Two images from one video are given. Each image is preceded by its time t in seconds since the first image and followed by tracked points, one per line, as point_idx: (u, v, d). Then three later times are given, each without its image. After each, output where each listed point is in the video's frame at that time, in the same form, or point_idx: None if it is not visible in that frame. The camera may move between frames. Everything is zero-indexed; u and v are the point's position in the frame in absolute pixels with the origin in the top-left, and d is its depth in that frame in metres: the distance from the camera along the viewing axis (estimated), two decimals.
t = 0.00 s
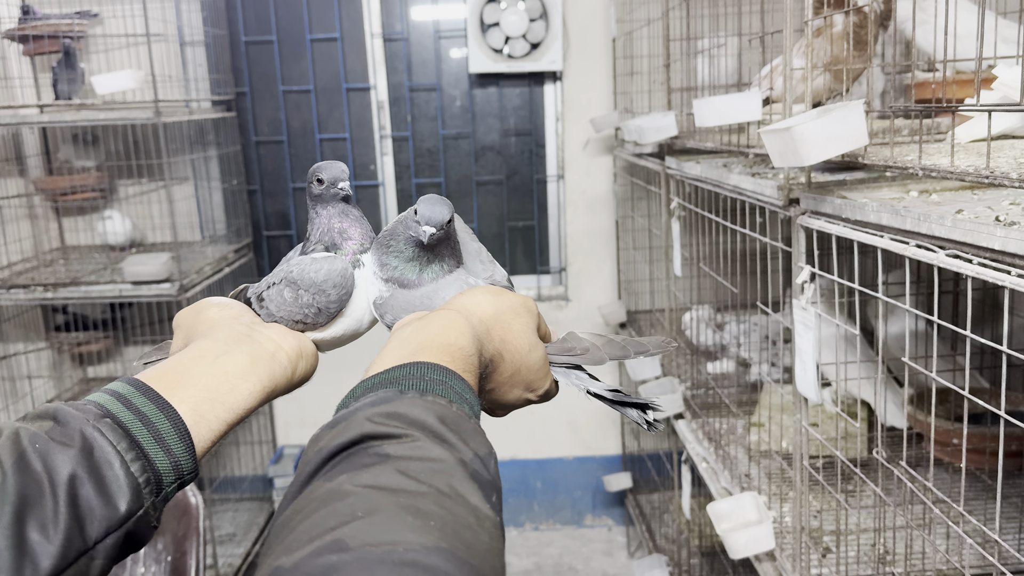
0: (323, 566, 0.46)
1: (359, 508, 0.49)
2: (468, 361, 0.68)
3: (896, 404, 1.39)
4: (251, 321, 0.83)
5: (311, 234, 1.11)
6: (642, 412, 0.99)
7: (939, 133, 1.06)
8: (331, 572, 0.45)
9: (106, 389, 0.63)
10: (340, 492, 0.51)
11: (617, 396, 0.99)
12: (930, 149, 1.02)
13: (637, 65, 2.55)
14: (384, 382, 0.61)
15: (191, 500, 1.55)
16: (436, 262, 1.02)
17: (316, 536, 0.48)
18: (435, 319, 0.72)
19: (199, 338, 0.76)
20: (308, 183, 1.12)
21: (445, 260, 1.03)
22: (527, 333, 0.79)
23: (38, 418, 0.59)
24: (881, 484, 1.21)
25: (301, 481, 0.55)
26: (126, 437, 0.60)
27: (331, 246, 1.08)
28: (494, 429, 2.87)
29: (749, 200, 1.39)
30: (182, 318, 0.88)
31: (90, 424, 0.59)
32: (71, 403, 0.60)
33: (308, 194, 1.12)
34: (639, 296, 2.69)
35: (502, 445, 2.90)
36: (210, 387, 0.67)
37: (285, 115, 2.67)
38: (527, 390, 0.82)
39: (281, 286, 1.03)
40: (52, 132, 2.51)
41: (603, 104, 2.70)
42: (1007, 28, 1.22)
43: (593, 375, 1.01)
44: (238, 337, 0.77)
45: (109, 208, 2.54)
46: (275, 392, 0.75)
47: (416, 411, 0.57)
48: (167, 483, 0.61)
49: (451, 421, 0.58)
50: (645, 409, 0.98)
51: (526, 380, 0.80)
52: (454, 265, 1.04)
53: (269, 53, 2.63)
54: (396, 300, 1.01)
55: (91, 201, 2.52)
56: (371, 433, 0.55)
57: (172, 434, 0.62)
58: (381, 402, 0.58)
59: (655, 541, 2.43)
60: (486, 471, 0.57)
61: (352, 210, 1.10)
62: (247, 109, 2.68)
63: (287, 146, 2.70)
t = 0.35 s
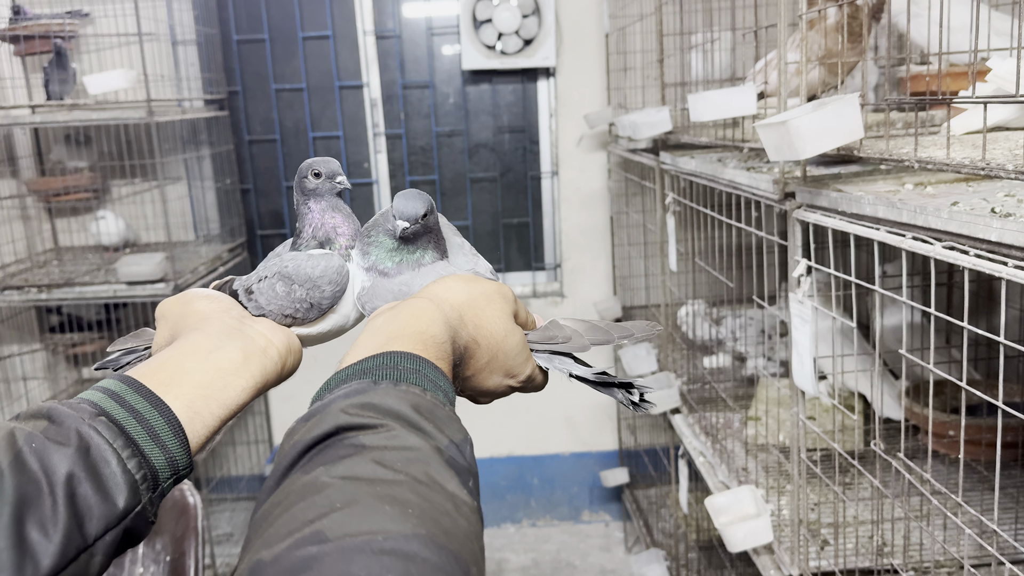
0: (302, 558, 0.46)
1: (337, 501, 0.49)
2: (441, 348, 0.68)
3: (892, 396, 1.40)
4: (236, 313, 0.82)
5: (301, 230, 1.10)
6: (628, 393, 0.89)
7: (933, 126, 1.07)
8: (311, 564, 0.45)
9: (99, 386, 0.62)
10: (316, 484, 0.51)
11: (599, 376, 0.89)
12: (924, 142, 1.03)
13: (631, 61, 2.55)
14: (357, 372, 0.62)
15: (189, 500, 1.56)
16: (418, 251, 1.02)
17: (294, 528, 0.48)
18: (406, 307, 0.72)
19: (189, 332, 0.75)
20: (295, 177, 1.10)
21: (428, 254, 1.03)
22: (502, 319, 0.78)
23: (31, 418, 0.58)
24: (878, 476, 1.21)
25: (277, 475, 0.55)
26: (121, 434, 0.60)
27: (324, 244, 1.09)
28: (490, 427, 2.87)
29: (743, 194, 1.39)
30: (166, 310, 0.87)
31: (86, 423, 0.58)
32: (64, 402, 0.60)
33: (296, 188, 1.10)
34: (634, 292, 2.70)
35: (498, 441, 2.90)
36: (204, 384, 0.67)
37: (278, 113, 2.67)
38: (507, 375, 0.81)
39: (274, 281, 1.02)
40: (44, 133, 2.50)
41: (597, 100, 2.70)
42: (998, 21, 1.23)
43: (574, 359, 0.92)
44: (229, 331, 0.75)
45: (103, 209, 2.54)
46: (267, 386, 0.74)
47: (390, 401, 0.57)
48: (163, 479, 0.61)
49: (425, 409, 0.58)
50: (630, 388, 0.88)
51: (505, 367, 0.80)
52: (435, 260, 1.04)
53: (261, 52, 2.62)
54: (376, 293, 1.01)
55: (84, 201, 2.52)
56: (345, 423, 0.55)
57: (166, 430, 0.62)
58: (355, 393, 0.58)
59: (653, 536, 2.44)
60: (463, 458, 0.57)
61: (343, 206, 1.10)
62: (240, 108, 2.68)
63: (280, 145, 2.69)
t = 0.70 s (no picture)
0: (303, 549, 0.46)
1: (333, 490, 0.49)
2: (421, 331, 0.67)
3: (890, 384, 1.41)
4: (220, 298, 0.80)
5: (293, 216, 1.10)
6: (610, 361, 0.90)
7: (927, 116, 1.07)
8: (312, 555, 0.45)
9: (94, 383, 0.62)
10: (309, 476, 0.50)
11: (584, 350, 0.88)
12: (919, 131, 1.03)
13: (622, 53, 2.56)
14: (338, 363, 0.60)
15: (191, 502, 1.56)
16: (400, 232, 1.02)
17: (293, 521, 0.48)
18: (380, 292, 0.71)
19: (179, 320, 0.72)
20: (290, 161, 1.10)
21: (411, 235, 1.03)
22: (480, 297, 0.79)
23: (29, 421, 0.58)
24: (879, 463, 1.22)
25: (266, 469, 0.54)
26: (122, 434, 0.59)
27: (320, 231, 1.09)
28: (488, 422, 2.88)
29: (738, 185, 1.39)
30: (150, 293, 0.84)
31: (85, 424, 0.58)
32: (60, 403, 0.59)
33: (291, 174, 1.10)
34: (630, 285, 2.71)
35: (497, 437, 2.90)
36: (200, 379, 0.66)
37: (269, 113, 2.66)
38: (490, 352, 0.82)
39: (267, 266, 1.00)
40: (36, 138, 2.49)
41: (588, 93, 2.70)
42: (989, 9, 1.23)
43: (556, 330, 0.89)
44: (220, 319, 0.73)
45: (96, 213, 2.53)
46: (260, 376, 0.73)
47: (377, 387, 0.56)
48: (164, 475, 0.61)
49: (412, 394, 0.57)
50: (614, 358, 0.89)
51: (485, 343, 0.80)
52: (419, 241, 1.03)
53: (252, 52, 2.62)
54: (358, 274, 1.02)
55: (77, 205, 2.51)
56: (333, 413, 0.54)
57: (165, 427, 0.62)
58: (340, 382, 0.57)
59: (653, 528, 2.45)
60: (452, 437, 0.57)
61: (337, 192, 1.12)
62: (231, 108, 2.67)
63: (273, 145, 2.69)
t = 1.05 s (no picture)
0: None
1: (414, 564, 0.45)
2: (470, 359, 0.65)
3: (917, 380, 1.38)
4: (247, 338, 0.83)
5: (309, 237, 1.02)
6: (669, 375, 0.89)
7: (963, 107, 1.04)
8: None
9: (125, 439, 0.58)
10: (381, 547, 0.46)
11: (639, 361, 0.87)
12: (954, 122, 1.00)
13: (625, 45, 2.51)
14: (390, 405, 0.57)
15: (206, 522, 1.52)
16: (422, 236, 0.98)
17: None
18: (422, 318, 0.68)
19: (207, 363, 0.75)
20: (310, 164, 1.01)
21: (433, 239, 0.98)
22: (525, 312, 0.77)
23: (54, 483, 0.53)
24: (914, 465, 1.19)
25: (328, 535, 0.50)
26: (157, 494, 0.56)
27: (339, 257, 1.01)
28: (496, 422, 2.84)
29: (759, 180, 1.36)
30: (172, 335, 0.87)
31: (120, 485, 0.54)
32: (88, 461, 0.55)
33: (310, 178, 1.01)
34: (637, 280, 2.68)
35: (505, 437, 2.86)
36: (236, 424, 0.67)
37: (266, 114, 2.61)
38: (537, 369, 0.81)
39: (289, 302, 0.98)
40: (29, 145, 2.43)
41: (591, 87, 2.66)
42: None
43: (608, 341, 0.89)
44: (252, 360, 0.77)
45: (93, 221, 2.47)
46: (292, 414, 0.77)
47: (440, 435, 0.54)
48: (201, 533, 0.58)
49: (478, 439, 0.55)
50: (672, 371, 0.88)
51: (531, 360, 0.79)
52: (445, 245, 1.00)
53: (247, 52, 2.57)
54: (387, 292, 0.98)
55: (73, 213, 2.46)
56: (396, 469, 0.51)
57: (200, 480, 0.59)
58: (398, 431, 0.54)
59: (668, 526, 2.42)
60: (524, 489, 0.54)
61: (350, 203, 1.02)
62: (228, 110, 2.62)
63: (271, 146, 2.64)
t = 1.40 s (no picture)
0: None
1: None
2: (556, 396, 0.60)
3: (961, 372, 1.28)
4: (274, 355, 0.77)
5: (356, 241, 0.97)
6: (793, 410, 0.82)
7: None
8: None
9: (136, 495, 0.57)
10: None
11: (751, 394, 0.81)
12: None
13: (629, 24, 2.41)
14: (475, 457, 0.54)
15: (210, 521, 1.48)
16: (489, 230, 0.93)
17: None
18: (501, 347, 0.63)
19: (229, 389, 0.69)
20: (348, 155, 0.97)
21: (495, 230, 0.93)
22: (617, 336, 0.70)
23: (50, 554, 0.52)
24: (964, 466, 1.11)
25: None
26: (169, 562, 0.54)
27: (389, 260, 0.97)
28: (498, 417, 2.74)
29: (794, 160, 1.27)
30: (176, 350, 0.78)
31: (126, 556, 0.52)
32: (95, 527, 0.53)
33: (349, 174, 0.96)
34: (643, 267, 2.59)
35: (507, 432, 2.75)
36: (269, 467, 0.64)
37: (255, 99, 2.49)
38: (626, 404, 0.75)
39: (328, 313, 0.92)
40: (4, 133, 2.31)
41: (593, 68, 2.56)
42: None
43: (710, 369, 0.84)
44: (281, 385, 0.71)
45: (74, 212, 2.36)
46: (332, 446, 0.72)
47: (550, 504, 0.50)
48: None
49: (598, 509, 0.51)
50: (794, 407, 0.80)
51: (621, 391, 0.72)
52: (512, 246, 0.94)
53: (233, 34, 2.45)
54: (444, 306, 0.91)
55: (53, 204, 2.35)
56: (501, 548, 0.47)
57: (230, 544, 0.58)
58: (498, 498, 0.50)
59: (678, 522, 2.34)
60: (652, 565, 0.50)
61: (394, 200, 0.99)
62: (214, 95, 2.51)
63: (260, 132, 2.53)
